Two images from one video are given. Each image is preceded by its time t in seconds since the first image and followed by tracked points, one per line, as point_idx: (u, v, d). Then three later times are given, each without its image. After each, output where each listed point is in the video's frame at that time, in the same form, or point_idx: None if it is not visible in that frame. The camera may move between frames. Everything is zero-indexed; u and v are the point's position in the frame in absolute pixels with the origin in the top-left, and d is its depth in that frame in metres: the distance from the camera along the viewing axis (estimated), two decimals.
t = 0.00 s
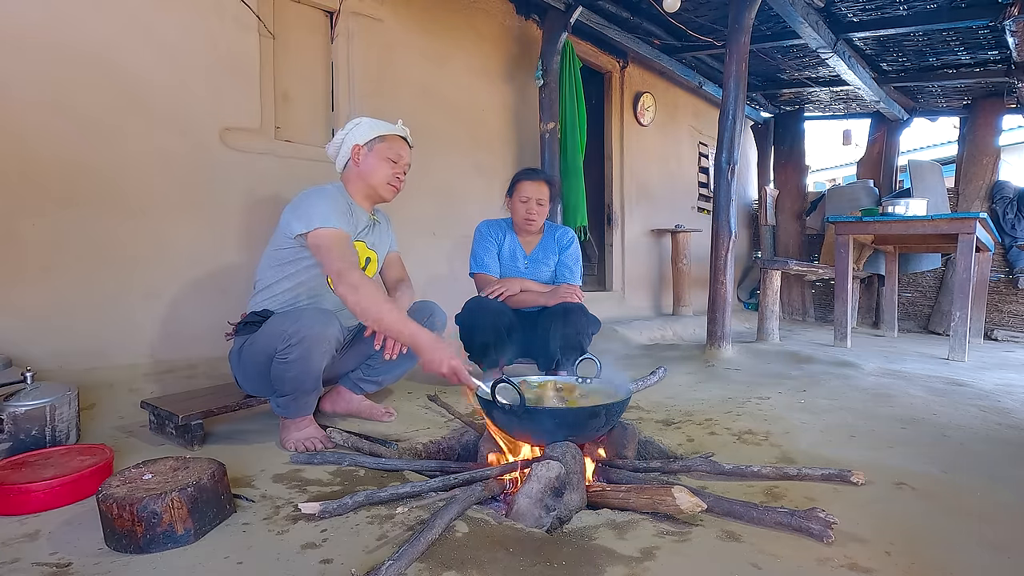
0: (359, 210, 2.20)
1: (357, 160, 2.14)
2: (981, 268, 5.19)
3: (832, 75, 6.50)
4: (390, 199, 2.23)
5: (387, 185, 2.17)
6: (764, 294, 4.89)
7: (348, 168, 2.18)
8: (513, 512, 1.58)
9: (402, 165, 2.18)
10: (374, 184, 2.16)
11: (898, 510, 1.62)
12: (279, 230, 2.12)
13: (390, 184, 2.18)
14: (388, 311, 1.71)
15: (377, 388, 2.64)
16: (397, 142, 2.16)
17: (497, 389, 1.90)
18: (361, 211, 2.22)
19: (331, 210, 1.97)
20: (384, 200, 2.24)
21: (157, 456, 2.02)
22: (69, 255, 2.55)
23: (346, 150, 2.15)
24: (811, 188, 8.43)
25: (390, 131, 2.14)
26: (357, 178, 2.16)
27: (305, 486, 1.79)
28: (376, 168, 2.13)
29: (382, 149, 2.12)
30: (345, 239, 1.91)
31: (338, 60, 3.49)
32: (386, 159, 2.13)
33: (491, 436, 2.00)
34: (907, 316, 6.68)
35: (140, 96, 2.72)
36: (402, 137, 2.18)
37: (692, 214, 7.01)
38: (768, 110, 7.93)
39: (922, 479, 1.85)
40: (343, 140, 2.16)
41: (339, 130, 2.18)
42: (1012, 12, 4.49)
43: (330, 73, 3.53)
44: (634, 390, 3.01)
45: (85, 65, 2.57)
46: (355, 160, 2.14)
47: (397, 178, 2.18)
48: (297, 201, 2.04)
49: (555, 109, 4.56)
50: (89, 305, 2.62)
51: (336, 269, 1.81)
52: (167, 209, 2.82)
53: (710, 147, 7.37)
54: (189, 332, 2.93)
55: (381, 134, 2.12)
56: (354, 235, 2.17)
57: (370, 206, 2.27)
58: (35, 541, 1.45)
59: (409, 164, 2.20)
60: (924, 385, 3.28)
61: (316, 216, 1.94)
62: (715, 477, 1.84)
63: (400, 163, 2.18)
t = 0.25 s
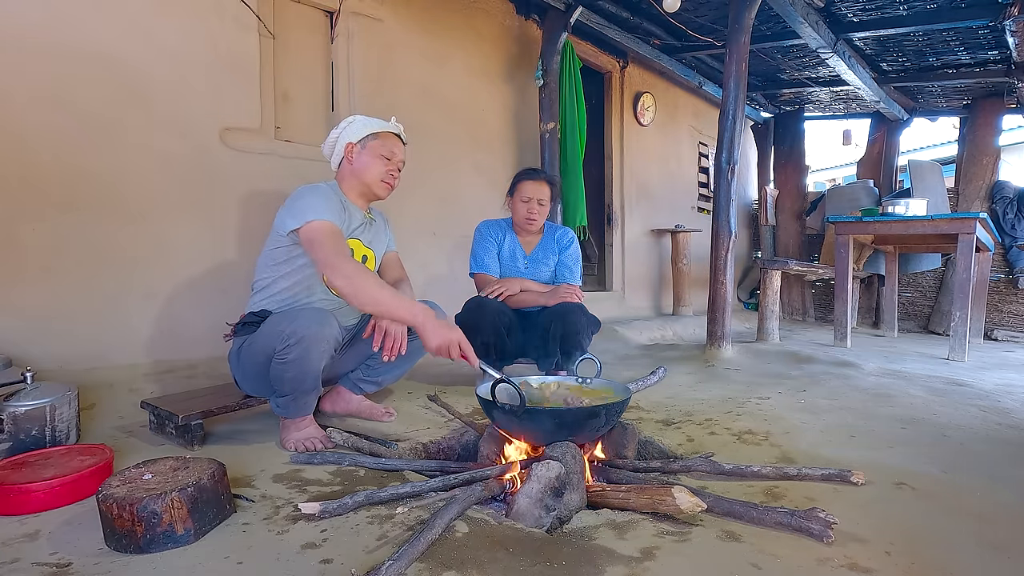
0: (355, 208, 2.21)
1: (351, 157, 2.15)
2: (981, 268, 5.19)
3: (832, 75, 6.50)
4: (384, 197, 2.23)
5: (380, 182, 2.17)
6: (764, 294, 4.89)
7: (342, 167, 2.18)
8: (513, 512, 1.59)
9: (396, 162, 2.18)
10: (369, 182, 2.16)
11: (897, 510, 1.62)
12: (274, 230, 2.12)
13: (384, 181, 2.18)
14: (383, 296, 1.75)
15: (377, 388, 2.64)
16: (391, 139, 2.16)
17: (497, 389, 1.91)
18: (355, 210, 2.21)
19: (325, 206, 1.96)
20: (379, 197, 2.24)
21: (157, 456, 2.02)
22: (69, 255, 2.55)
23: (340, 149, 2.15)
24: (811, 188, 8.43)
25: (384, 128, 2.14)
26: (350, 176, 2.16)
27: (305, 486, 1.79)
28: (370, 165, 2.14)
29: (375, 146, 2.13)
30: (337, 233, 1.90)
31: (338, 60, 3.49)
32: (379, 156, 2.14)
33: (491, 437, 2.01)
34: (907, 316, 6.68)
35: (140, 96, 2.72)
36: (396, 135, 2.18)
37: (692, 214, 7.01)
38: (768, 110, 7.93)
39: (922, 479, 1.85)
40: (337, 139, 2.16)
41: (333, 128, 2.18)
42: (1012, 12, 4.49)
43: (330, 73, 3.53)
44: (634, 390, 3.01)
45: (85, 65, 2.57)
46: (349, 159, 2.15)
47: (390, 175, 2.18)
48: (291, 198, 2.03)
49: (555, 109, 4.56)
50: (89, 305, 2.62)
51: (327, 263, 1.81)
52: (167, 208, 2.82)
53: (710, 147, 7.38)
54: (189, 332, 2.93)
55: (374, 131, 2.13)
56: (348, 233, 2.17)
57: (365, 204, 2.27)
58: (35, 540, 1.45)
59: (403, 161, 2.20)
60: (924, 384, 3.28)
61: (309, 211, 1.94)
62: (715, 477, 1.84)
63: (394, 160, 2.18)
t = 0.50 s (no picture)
0: (350, 208, 2.21)
1: (346, 157, 2.15)
2: (981, 268, 5.19)
3: (832, 75, 6.50)
4: (379, 196, 2.23)
5: (376, 181, 2.17)
6: (764, 294, 4.89)
7: (338, 167, 2.18)
8: (513, 512, 1.59)
9: (392, 161, 2.18)
10: (364, 181, 2.16)
11: (897, 510, 1.62)
12: (271, 229, 2.11)
13: (379, 181, 2.18)
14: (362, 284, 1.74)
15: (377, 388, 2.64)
16: (385, 137, 2.15)
17: (497, 389, 1.90)
18: (351, 209, 2.21)
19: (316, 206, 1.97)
20: (374, 196, 2.24)
21: (157, 456, 2.02)
22: (69, 254, 2.55)
23: (335, 148, 2.15)
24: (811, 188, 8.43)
25: (379, 127, 2.14)
26: (346, 175, 2.17)
27: (305, 486, 1.79)
28: (365, 164, 2.13)
29: (370, 145, 2.13)
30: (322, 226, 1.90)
31: (338, 60, 3.49)
32: (375, 155, 2.14)
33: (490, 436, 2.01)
34: (907, 316, 6.68)
35: (140, 95, 2.72)
36: (392, 133, 2.18)
37: (692, 214, 7.01)
38: (768, 110, 7.93)
39: (922, 479, 1.85)
40: (333, 137, 2.16)
41: (329, 128, 2.18)
42: (1012, 12, 4.49)
43: (330, 73, 3.53)
44: (633, 390, 3.01)
45: (85, 65, 2.57)
46: (344, 158, 2.15)
47: (386, 174, 2.18)
48: (286, 196, 2.03)
49: (555, 108, 4.56)
50: (89, 305, 2.62)
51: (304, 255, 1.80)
52: (166, 208, 2.82)
53: (710, 147, 7.38)
54: (189, 332, 2.93)
55: (370, 130, 2.13)
56: (343, 232, 2.17)
57: (361, 203, 2.27)
58: (35, 540, 1.45)
59: (399, 160, 2.20)
60: (924, 385, 3.28)
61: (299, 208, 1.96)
62: (715, 477, 1.84)
63: (390, 159, 2.17)
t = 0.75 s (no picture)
0: (348, 208, 2.21)
1: (345, 157, 2.15)
2: (981, 268, 5.19)
3: (832, 75, 6.50)
4: (377, 196, 2.23)
5: (374, 182, 2.17)
6: (764, 294, 4.89)
7: (337, 166, 2.18)
8: (513, 512, 1.59)
9: (390, 161, 2.18)
10: (363, 181, 2.16)
11: (897, 510, 1.62)
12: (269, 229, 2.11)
13: (378, 181, 2.18)
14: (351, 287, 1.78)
15: (377, 388, 2.64)
16: (384, 138, 2.15)
17: (497, 388, 1.90)
18: (349, 209, 2.21)
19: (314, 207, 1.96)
20: (372, 196, 2.24)
21: (157, 455, 2.02)
22: (69, 254, 2.55)
23: (335, 148, 2.15)
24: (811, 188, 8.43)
25: (378, 128, 2.14)
26: (345, 175, 2.17)
27: (305, 486, 1.79)
28: (364, 164, 2.14)
29: (369, 146, 2.12)
30: (314, 228, 1.91)
31: (338, 60, 3.49)
32: (373, 156, 2.13)
33: (490, 436, 2.01)
34: (907, 316, 6.68)
35: (140, 95, 2.72)
36: (390, 133, 2.18)
37: (692, 214, 7.01)
38: (768, 110, 7.92)
39: (922, 479, 1.85)
40: (332, 137, 2.16)
41: (328, 127, 2.18)
42: (1012, 12, 4.50)
43: (330, 73, 3.53)
44: (633, 390, 3.01)
45: (85, 65, 2.57)
46: (343, 158, 2.14)
47: (384, 175, 2.18)
48: (284, 196, 2.03)
49: (555, 109, 4.56)
50: (89, 305, 2.62)
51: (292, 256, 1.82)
52: (166, 208, 2.82)
53: (710, 147, 7.37)
54: (189, 332, 2.93)
55: (369, 131, 2.12)
56: (342, 232, 2.17)
57: (359, 203, 2.27)
58: (35, 540, 1.45)
59: (398, 160, 2.20)
60: (924, 385, 3.28)
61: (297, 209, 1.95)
62: (715, 477, 1.84)
63: (389, 159, 2.17)
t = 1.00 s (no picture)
0: (349, 208, 2.21)
1: (343, 157, 2.15)
2: (981, 268, 5.18)
3: (832, 75, 6.50)
4: (377, 196, 2.23)
5: (374, 181, 2.17)
6: (764, 294, 4.89)
7: (336, 166, 2.18)
8: (513, 512, 1.59)
9: (389, 160, 2.17)
10: (362, 181, 2.16)
11: (897, 510, 1.62)
12: (269, 230, 2.12)
13: (377, 181, 2.18)
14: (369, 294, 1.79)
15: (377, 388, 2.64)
16: (382, 137, 2.15)
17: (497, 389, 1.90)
18: (349, 209, 2.21)
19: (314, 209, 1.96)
20: (372, 196, 2.24)
21: (157, 455, 2.02)
22: (69, 254, 2.55)
23: (333, 148, 2.15)
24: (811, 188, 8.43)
25: (375, 127, 2.13)
26: (344, 175, 2.17)
27: (305, 486, 1.79)
28: (363, 164, 2.13)
29: (367, 146, 2.12)
30: (326, 231, 1.91)
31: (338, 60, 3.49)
32: (372, 155, 2.13)
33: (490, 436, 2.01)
34: (907, 316, 6.68)
35: (140, 95, 2.73)
36: (388, 132, 2.17)
37: (692, 214, 7.01)
38: (768, 110, 7.92)
39: (922, 479, 1.85)
40: (330, 137, 2.15)
41: (325, 127, 2.18)
42: (1012, 12, 4.50)
43: (330, 72, 3.53)
44: (633, 390, 3.02)
45: (85, 65, 2.57)
46: (342, 158, 2.14)
47: (384, 174, 2.18)
48: (285, 197, 2.03)
49: (555, 109, 4.56)
50: (89, 305, 2.62)
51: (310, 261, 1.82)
52: (166, 208, 2.82)
53: (710, 147, 7.38)
54: (189, 331, 2.93)
55: (367, 130, 2.12)
56: (343, 232, 2.17)
57: (360, 203, 2.27)
58: (35, 540, 1.45)
59: (397, 159, 2.20)
60: (924, 385, 3.28)
61: (299, 211, 1.95)
62: (715, 477, 1.84)
63: (388, 158, 2.17)
